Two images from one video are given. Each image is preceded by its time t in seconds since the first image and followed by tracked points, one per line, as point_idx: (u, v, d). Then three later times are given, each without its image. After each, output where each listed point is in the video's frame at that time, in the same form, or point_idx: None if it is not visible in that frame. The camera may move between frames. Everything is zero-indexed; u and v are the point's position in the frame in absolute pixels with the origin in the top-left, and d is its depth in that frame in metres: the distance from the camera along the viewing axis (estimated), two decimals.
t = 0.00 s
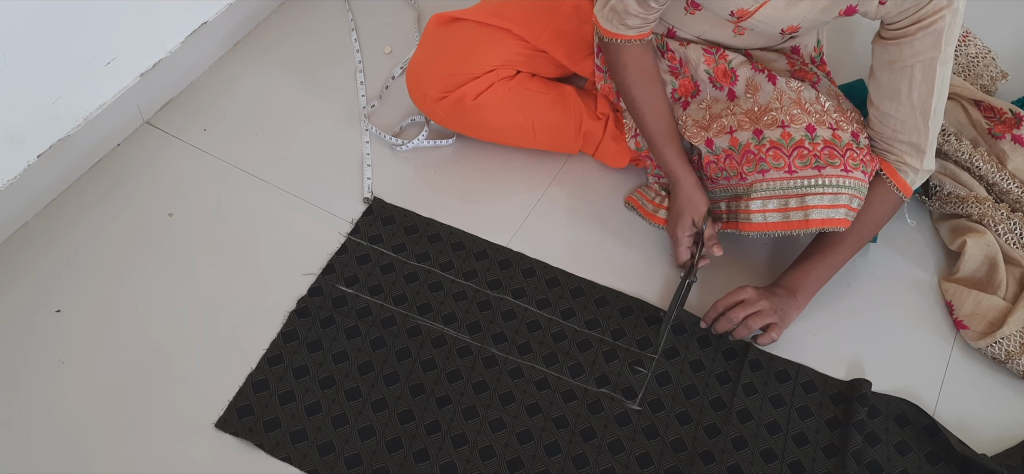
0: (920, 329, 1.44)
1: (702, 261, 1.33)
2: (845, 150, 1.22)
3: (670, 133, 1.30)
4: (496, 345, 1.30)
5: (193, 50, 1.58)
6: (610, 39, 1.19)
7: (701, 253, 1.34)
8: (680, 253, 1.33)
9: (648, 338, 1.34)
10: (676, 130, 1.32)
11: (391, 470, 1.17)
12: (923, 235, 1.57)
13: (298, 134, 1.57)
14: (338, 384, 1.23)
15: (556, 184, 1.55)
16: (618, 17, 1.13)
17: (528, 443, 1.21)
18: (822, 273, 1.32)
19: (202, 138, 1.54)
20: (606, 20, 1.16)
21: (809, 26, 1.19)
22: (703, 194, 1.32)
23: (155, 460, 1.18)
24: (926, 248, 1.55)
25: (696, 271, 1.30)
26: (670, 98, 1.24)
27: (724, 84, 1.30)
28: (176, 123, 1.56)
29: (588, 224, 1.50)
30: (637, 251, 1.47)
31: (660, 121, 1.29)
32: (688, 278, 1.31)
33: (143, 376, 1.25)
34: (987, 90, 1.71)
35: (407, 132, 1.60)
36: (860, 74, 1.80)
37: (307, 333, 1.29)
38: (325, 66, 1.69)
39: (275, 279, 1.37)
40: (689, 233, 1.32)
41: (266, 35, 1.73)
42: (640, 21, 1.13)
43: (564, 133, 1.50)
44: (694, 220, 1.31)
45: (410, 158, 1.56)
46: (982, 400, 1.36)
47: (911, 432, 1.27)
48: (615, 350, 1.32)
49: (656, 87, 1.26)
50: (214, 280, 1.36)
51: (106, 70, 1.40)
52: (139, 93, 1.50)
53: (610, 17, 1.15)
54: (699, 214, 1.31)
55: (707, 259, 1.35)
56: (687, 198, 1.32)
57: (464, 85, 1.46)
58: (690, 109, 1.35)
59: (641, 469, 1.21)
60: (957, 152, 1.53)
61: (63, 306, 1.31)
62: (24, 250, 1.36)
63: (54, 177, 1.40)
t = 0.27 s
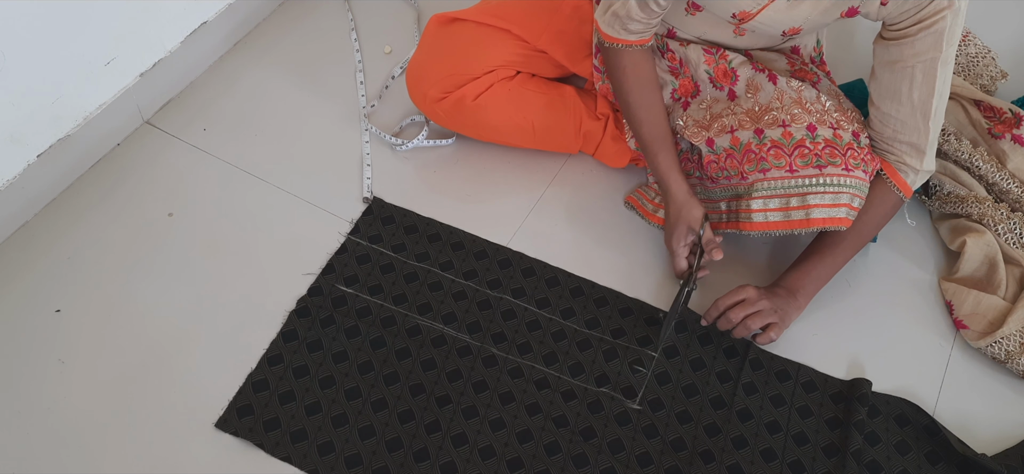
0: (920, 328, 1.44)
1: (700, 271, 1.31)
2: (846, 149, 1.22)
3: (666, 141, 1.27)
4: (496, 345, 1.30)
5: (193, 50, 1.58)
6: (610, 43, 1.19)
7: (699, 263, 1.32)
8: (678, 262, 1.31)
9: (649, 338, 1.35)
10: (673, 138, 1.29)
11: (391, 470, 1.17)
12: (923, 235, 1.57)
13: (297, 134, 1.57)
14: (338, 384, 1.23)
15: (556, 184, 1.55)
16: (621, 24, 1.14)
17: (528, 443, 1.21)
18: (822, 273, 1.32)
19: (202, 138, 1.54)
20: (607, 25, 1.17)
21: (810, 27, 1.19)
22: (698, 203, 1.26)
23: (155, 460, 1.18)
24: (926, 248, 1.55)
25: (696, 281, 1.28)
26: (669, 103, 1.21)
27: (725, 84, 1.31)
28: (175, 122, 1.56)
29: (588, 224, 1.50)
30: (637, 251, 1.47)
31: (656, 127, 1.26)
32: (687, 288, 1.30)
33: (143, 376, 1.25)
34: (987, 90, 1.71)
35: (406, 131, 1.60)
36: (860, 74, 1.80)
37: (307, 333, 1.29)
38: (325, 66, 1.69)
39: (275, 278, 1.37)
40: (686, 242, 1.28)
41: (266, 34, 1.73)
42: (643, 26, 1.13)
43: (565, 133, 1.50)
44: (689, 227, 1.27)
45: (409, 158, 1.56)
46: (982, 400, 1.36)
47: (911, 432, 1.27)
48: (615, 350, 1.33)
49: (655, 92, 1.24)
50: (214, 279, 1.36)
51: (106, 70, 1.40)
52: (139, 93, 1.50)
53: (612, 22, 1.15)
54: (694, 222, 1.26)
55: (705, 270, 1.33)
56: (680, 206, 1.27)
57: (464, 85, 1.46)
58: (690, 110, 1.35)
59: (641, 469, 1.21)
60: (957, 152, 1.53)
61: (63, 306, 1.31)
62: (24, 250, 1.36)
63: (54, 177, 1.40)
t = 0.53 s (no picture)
0: (920, 328, 1.44)
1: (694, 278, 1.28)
2: (847, 149, 1.22)
3: (664, 145, 1.25)
4: (496, 344, 1.30)
5: (193, 50, 1.58)
6: (613, 47, 1.18)
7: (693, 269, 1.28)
8: (671, 268, 1.29)
9: (649, 337, 1.35)
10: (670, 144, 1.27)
11: (391, 470, 1.17)
12: (923, 234, 1.57)
13: (297, 134, 1.57)
14: (338, 384, 1.23)
15: (556, 184, 1.55)
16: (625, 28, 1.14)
17: (528, 443, 1.21)
18: (823, 273, 1.32)
19: (201, 138, 1.54)
20: (610, 30, 1.16)
21: (811, 28, 1.20)
22: (692, 210, 1.26)
23: (155, 460, 1.18)
24: (926, 248, 1.55)
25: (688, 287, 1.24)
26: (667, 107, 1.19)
27: (725, 84, 1.31)
28: (175, 122, 1.56)
29: (588, 224, 1.50)
30: (637, 251, 1.47)
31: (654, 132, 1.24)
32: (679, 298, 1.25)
33: (143, 376, 1.25)
34: (987, 90, 1.71)
35: (406, 131, 1.60)
36: (860, 74, 1.80)
37: (307, 333, 1.29)
38: (325, 66, 1.69)
39: (275, 278, 1.37)
40: (678, 249, 1.28)
41: (266, 34, 1.73)
42: (646, 29, 1.13)
43: (565, 133, 1.50)
44: (683, 235, 1.26)
45: (409, 158, 1.56)
46: (982, 400, 1.36)
47: (910, 432, 1.27)
48: (615, 349, 1.33)
49: (655, 99, 1.22)
50: (214, 279, 1.36)
51: (106, 70, 1.40)
52: (139, 93, 1.50)
53: (615, 26, 1.15)
54: (688, 229, 1.25)
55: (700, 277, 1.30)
56: (675, 213, 1.26)
57: (464, 86, 1.46)
58: (690, 111, 1.35)
59: (641, 468, 1.21)
60: (956, 152, 1.53)
61: (62, 306, 1.31)
62: (24, 250, 1.36)
63: (54, 177, 1.40)
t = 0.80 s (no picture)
0: (920, 329, 1.44)
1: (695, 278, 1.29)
2: (847, 150, 1.22)
3: (665, 146, 1.25)
4: (496, 344, 1.30)
5: (193, 50, 1.58)
6: (615, 48, 1.18)
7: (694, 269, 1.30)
8: (672, 269, 1.30)
9: (649, 338, 1.35)
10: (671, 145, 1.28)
11: (391, 470, 1.17)
12: (923, 235, 1.57)
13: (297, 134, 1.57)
14: (338, 384, 1.23)
15: (556, 184, 1.55)
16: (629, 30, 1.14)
17: (528, 443, 1.21)
18: (823, 273, 1.32)
19: (201, 138, 1.54)
20: (612, 31, 1.16)
21: (812, 29, 1.20)
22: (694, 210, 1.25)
23: (155, 460, 1.18)
24: (926, 248, 1.55)
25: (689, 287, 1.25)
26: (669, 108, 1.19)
27: (725, 84, 1.31)
28: (176, 122, 1.56)
29: (588, 224, 1.50)
30: (637, 251, 1.47)
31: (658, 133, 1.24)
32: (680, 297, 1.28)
33: (143, 376, 1.25)
34: (987, 90, 1.71)
35: (406, 131, 1.60)
36: (860, 74, 1.80)
37: (307, 333, 1.29)
38: (325, 66, 1.69)
39: (275, 278, 1.37)
40: (679, 251, 1.28)
41: (266, 34, 1.73)
42: (647, 30, 1.13)
43: (565, 133, 1.50)
44: (684, 235, 1.26)
45: (410, 158, 1.56)
46: (982, 400, 1.36)
47: (911, 432, 1.27)
48: (615, 350, 1.33)
49: (656, 99, 1.23)
50: (214, 279, 1.36)
51: (106, 70, 1.40)
52: (139, 93, 1.50)
53: (616, 27, 1.15)
54: (689, 230, 1.25)
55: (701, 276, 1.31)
56: (677, 212, 1.25)
57: (465, 86, 1.46)
58: (690, 111, 1.35)
59: (642, 469, 1.21)
60: (956, 152, 1.53)
61: (63, 305, 1.31)
62: (24, 250, 1.36)
63: (54, 177, 1.40)
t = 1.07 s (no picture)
0: (920, 329, 1.44)
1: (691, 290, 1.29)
2: (846, 152, 1.22)
3: (665, 158, 1.25)
4: (496, 345, 1.30)
5: (193, 50, 1.58)
6: (615, 57, 1.18)
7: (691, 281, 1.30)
8: (668, 281, 1.31)
9: (649, 338, 1.35)
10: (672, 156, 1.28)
11: (392, 470, 1.17)
12: (923, 234, 1.57)
13: (297, 134, 1.57)
14: (338, 384, 1.23)
15: (556, 184, 1.55)
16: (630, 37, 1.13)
17: (528, 442, 1.21)
18: (823, 273, 1.32)
19: (202, 138, 1.54)
20: (612, 38, 1.16)
21: (813, 31, 1.20)
22: (693, 224, 1.26)
23: (155, 460, 1.18)
24: (926, 248, 1.55)
25: (683, 301, 1.25)
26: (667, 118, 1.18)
27: (725, 86, 1.31)
28: (176, 122, 1.56)
29: (588, 224, 1.50)
30: (637, 251, 1.47)
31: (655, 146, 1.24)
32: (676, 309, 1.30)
33: (143, 376, 1.25)
34: (987, 90, 1.71)
35: (406, 131, 1.60)
36: (860, 74, 1.80)
37: (307, 333, 1.29)
38: (325, 66, 1.69)
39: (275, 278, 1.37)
40: (677, 263, 1.28)
41: (266, 34, 1.73)
42: (649, 38, 1.13)
43: (565, 134, 1.50)
44: (683, 249, 1.26)
45: (410, 158, 1.56)
46: (982, 400, 1.36)
47: (911, 432, 1.27)
48: (615, 350, 1.33)
49: (656, 110, 1.22)
50: (214, 279, 1.36)
51: (106, 70, 1.40)
52: (139, 93, 1.49)
53: (616, 34, 1.14)
54: (688, 243, 1.25)
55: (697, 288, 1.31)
56: (676, 225, 1.26)
57: (466, 88, 1.46)
58: (690, 112, 1.35)
59: (642, 469, 1.21)
60: (956, 152, 1.53)
61: (63, 306, 1.31)
62: (24, 250, 1.36)
63: (54, 177, 1.40)
